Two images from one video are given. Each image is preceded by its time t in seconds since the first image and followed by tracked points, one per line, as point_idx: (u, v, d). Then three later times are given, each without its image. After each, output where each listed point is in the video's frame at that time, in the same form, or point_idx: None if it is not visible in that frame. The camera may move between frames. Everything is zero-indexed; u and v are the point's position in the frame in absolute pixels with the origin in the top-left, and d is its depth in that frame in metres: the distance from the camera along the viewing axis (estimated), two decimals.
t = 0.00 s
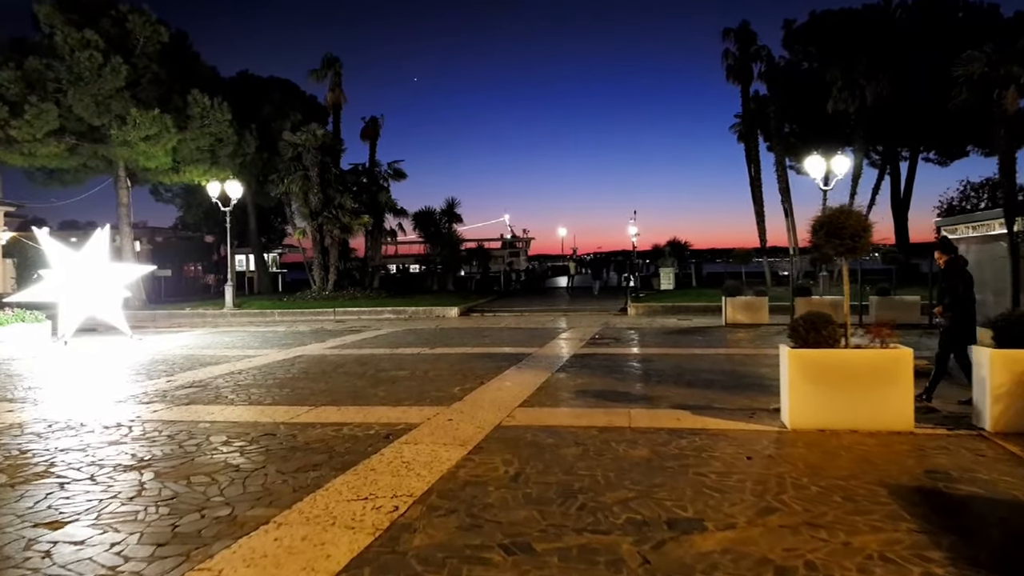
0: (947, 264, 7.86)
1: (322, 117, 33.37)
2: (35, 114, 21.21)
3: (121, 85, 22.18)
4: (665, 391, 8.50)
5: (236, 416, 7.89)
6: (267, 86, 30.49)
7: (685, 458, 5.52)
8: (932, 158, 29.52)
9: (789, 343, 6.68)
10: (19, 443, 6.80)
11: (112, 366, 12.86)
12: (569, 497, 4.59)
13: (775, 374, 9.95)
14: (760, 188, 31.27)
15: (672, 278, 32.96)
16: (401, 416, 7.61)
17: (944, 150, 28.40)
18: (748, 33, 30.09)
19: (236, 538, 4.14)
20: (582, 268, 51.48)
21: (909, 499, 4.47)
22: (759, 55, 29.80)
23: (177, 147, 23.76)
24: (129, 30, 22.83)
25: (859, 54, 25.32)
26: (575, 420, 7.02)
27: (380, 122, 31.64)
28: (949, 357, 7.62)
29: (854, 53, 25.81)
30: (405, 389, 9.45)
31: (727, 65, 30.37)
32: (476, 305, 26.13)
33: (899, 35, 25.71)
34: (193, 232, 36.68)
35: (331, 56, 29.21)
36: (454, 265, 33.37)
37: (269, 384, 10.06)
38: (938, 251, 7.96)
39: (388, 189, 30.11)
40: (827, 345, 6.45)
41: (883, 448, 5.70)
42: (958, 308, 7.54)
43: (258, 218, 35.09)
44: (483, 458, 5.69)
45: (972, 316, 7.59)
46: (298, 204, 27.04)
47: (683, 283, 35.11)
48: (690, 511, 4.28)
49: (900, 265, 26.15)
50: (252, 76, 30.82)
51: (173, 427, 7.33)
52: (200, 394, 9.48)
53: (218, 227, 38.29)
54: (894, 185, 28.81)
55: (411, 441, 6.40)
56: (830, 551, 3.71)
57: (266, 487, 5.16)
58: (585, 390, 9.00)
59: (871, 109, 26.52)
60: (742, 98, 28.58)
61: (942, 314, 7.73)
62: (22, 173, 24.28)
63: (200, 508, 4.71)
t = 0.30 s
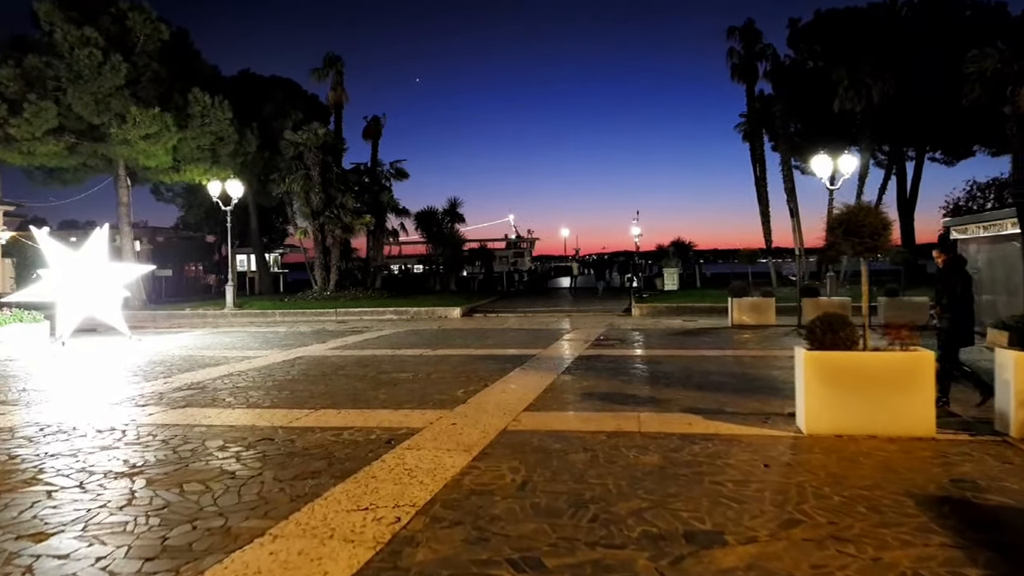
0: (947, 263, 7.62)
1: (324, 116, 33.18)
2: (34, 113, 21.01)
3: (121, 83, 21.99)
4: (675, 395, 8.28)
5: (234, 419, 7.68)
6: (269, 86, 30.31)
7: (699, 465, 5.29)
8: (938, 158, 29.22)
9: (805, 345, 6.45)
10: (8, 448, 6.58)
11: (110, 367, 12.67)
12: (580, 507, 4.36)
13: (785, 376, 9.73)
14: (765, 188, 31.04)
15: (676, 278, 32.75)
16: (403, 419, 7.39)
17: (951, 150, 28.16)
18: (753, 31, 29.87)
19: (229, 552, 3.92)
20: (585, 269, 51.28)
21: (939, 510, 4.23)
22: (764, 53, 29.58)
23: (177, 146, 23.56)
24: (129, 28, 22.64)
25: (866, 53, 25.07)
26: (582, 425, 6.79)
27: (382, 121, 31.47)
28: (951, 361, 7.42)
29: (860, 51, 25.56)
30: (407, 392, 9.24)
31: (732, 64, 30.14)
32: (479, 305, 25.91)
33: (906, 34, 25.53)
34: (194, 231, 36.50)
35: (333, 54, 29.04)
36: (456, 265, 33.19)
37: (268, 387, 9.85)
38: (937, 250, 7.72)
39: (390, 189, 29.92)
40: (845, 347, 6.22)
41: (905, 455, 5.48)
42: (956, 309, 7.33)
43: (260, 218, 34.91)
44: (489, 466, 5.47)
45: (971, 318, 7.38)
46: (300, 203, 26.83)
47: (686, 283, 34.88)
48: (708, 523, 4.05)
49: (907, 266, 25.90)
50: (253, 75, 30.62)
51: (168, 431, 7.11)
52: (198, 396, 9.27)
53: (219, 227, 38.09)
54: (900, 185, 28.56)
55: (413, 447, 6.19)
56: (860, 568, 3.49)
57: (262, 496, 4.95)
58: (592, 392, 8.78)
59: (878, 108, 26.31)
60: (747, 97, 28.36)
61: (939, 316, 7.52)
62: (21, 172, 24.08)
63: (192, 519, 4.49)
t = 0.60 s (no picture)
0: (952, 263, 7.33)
1: (327, 116, 32.95)
2: (33, 112, 20.80)
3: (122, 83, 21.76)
4: (687, 401, 8.04)
5: (233, 426, 7.44)
6: (271, 85, 30.09)
7: (719, 478, 5.04)
8: (947, 157, 28.88)
9: (826, 350, 6.19)
10: None
11: (108, 370, 12.43)
12: (595, 525, 4.11)
13: (799, 381, 9.47)
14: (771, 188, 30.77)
15: (681, 279, 32.50)
16: (407, 426, 7.16)
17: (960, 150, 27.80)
18: (760, 30, 29.59)
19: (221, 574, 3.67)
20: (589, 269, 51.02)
21: (979, 529, 3.97)
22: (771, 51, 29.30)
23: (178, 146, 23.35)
24: (130, 27, 22.44)
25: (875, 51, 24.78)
26: (593, 434, 6.55)
27: (384, 121, 31.26)
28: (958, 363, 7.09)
29: (869, 49, 25.27)
30: (410, 397, 9.00)
31: (738, 63, 29.87)
32: (483, 307, 25.65)
33: (916, 31, 25.17)
34: (196, 232, 36.29)
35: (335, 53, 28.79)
36: (459, 265, 32.95)
37: (269, 391, 9.60)
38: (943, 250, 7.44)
39: (393, 189, 29.69)
40: (869, 352, 5.96)
41: (934, 466, 5.21)
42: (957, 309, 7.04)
43: (262, 218, 34.71)
44: (497, 478, 5.22)
45: (975, 320, 7.06)
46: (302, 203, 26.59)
47: (691, 284, 34.61)
48: (734, 543, 3.79)
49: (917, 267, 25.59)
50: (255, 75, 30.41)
51: (163, 440, 6.86)
52: (197, 401, 9.02)
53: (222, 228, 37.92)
54: (909, 185, 28.23)
55: (417, 456, 5.95)
56: None
57: (259, 511, 4.69)
58: (601, 397, 8.53)
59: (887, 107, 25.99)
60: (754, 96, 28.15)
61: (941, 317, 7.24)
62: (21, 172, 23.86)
63: (183, 537, 4.24)
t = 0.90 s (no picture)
0: (955, 264, 7.36)
1: (331, 115, 32.73)
2: (36, 111, 20.63)
3: (125, 82, 21.58)
4: (700, 405, 7.83)
5: (232, 429, 7.21)
6: (275, 85, 29.91)
7: (740, 488, 4.83)
8: (957, 156, 28.52)
9: (849, 352, 5.96)
10: None
11: (109, 371, 12.24)
12: (612, 538, 3.90)
13: (813, 385, 9.25)
14: (780, 188, 30.49)
15: (688, 280, 32.24)
16: (412, 430, 6.94)
17: (971, 150, 27.39)
18: (767, 27, 29.25)
19: None
20: (595, 270, 50.72)
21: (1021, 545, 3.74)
22: (779, 49, 28.96)
23: (181, 145, 23.18)
24: (133, 25, 22.29)
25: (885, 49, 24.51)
26: (606, 439, 6.34)
27: (388, 120, 31.08)
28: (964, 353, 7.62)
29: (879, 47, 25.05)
30: (415, 399, 8.79)
31: (745, 61, 29.61)
32: (488, 307, 25.41)
33: (927, 28, 24.70)
34: (200, 232, 36.13)
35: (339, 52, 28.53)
36: (464, 266, 32.72)
37: (271, 393, 9.37)
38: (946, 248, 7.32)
39: (397, 188, 29.46)
40: (894, 355, 5.72)
41: (965, 476, 4.99)
42: (957, 317, 7.34)
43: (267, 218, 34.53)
44: (507, 486, 5.01)
45: (977, 317, 7.33)
46: (305, 203, 26.39)
47: (698, 285, 34.32)
48: (760, 559, 3.58)
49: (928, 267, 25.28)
50: (259, 74, 30.21)
51: (161, 444, 6.65)
52: (197, 403, 8.81)
53: (226, 227, 37.72)
54: (919, 184, 27.87)
55: (422, 462, 5.73)
56: None
57: (257, 521, 4.48)
58: (611, 401, 8.32)
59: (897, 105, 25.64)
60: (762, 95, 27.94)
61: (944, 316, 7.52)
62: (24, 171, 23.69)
63: (177, 549, 4.03)
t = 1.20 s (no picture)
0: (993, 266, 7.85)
1: (358, 116, 32.72)
2: (67, 113, 20.81)
3: (155, 84, 21.71)
4: (738, 413, 7.62)
5: (256, 435, 7.06)
6: (303, 86, 29.99)
7: (787, 506, 4.65)
8: (998, 154, 27.80)
9: (900, 359, 5.72)
10: (9, 466, 5.99)
11: (137, 372, 12.19)
12: (653, 560, 3.72)
13: (854, 393, 9.00)
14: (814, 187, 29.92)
15: (719, 281, 31.81)
16: (438, 437, 6.76)
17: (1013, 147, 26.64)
18: (801, 21, 28.82)
19: None
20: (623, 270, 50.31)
21: None
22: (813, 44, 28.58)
23: (210, 146, 23.26)
24: (162, 27, 22.43)
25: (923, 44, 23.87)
26: (642, 449, 6.15)
27: (415, 121, 31.03)
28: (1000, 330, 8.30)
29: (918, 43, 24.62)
30: (444, 404, 8.64)
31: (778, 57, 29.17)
32: (516, 308, 25.23)
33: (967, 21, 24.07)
34: (230, 233, 36.35)
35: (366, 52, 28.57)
36: (491, 266, 32.54)
37: (298, 397, 9.23)
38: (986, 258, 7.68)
39: (424, 189, 29.35)
40: (950, 362, 5.46)
41: None
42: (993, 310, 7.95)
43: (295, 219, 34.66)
44: (539, 499, 4.82)
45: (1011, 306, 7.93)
46: (333, 204, 26.37)
47: (730, 286, 33.81)
48: None
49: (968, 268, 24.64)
50: (287, 76, 30.30)
51: (183, 450, 6.50)
52: (223, 406, 8.67)
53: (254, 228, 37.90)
54: (958, 182, 27.21)
55: (449, 472, 5.54)
56: None
57: (278, 535, 4.29)
58: (645, 408, 8.13)
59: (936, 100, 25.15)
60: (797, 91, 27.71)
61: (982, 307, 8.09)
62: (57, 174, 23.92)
63: (195, 565, 3.87)
